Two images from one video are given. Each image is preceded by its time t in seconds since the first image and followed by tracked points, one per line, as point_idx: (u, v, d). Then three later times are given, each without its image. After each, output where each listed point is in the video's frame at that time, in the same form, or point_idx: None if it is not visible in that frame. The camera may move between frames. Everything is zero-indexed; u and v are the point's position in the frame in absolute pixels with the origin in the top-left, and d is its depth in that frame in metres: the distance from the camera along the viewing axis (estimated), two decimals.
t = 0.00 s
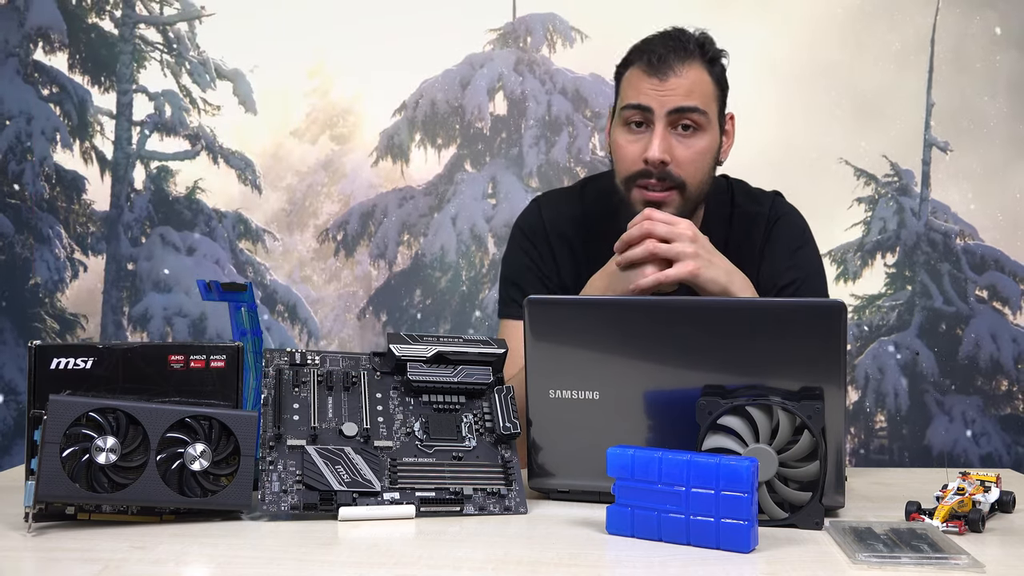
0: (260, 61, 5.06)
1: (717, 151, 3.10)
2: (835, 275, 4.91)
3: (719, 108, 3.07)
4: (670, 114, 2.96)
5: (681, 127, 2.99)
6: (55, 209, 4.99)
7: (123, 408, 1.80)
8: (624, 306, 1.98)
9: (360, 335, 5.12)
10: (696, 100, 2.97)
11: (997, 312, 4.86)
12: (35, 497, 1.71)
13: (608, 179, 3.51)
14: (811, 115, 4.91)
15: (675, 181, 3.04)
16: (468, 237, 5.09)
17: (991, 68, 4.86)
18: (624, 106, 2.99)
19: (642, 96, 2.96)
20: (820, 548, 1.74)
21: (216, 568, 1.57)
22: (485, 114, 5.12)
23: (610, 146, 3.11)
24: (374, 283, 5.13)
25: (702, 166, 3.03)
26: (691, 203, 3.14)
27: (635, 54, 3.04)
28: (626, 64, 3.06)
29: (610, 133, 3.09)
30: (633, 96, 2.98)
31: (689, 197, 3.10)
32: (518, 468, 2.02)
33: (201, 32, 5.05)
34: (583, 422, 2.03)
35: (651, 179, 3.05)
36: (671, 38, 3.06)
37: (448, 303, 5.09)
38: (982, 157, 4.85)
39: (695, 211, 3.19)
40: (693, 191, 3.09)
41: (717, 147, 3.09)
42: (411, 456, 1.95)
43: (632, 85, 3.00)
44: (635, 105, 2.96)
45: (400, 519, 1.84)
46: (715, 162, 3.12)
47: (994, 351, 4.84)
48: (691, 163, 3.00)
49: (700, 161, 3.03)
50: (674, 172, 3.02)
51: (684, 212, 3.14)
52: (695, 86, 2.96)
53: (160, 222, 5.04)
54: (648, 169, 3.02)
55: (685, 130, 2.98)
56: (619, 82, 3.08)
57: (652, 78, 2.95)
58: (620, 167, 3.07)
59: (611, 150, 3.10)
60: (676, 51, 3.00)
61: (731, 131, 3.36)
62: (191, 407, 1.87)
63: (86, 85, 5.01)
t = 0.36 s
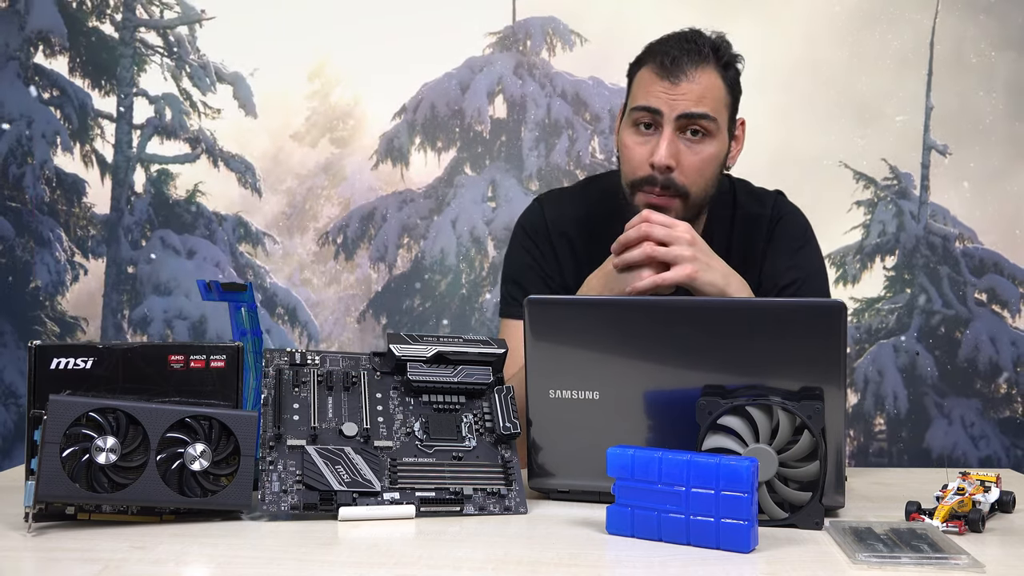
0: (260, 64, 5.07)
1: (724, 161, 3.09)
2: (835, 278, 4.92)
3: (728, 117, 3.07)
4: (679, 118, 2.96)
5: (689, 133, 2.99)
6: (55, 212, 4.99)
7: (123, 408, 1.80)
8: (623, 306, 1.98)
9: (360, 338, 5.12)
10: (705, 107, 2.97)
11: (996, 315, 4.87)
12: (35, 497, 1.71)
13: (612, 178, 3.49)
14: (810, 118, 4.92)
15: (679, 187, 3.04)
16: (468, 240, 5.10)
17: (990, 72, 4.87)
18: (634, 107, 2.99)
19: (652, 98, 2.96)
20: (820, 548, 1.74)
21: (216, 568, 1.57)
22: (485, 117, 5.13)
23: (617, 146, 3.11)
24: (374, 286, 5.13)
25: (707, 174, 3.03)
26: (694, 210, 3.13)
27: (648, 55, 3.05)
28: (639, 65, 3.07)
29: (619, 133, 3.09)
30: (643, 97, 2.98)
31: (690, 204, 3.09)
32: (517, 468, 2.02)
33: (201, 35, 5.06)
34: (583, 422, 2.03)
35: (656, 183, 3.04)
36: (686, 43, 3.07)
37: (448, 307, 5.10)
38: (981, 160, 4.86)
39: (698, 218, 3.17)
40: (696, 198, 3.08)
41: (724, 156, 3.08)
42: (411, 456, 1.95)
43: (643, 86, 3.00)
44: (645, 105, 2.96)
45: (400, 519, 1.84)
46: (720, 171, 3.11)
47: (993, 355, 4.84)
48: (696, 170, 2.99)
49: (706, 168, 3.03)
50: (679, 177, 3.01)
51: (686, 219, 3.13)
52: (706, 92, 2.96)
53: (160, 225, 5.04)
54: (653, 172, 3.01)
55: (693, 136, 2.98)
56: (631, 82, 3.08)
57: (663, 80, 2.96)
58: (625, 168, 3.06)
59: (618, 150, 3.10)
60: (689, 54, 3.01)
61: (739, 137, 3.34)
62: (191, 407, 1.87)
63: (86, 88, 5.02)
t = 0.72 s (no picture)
0: (260, 67, 5.08)
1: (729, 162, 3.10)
2: (834, 281, 4.93)
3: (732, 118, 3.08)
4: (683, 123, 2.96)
5: (694, 136, 2.99)
6: (56, 216, 4.99)
7: (123, 408, 1.80)
8: (623, 306, 1.98)
9: (360, 341, 5.13)
10: (709, 111, 2.98)
11: (995, 318, 4.87)
12: (35, 497, 1.71)
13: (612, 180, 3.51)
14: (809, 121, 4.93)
15: (685, 190, 3.04)
16: (468, 244, 5.10)
17: (989, 75, 4.88)
18: (638, 111, 3.00)
19: (655, 102, 2.97)
20: (820, 548, 1.74)
21: (216, 568, 1.57)
22: (485, 121, 5.13)
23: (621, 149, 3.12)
24: (374, 289, 5.13)
25: (712, 176, 3.03)
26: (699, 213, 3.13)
27: (651, 58, 3.05)
28: (642, 67, 3.07)
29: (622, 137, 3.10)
30: (646, 101, 2.99)
31: (696, 208, 3.09)
32: (517, 468, 2.02)
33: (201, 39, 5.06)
34: (583, 422, 2.03)
35: (660, 187, 3.04)
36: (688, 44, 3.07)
37: (448, 310, 5.10)
38: (980, 164, 4.86)
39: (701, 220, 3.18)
40: (702, 201, 3.09)
41: (728, 158, 3.08)
42: (411, 456, 1.95)
43: (645, 90, 3.01)
44: (648, 109, 2.97)
45: (400, 519, 1.84)
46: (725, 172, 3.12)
47: (992, 358, 4.84)
48: (702, 173, 3.00)
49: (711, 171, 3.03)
50: (685, 181, 3.02)
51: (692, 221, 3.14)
52: (709, 96, 2.97)
53: (160, 229, 5.05)
54: (658, 176, 3.02)
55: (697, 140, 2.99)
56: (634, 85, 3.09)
57: (666, 84, 2.97)
58: (630, 171, 3.07)
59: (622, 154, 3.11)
60: (693, 57, 3.01)
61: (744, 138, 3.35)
62: (191, 407, 1.87)
63: (86, 92, 5.03)
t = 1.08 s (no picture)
0: (261, 71, 5.08)
1: (728, 163, 3.10)
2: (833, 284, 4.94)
3: (731, 118, 3.08)
4: (683, 126, 2.96)
5: (694, 138, 2.99)
6: (57, 219, 5.00)
7: (123, 408, 1.80)
8: (623, 306, 1.99)
9: (359, 345, 5.13)
10: (710, 113, 2.98)
11: (995, 322, 4.87)
12: (35, 497, 1.71)
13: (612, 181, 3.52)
14: (807, 124, 4.95)
15: (686, 192, 3.04)
16: (467, 247, 5.11)
17: (988, 78, 4.89)
18: (638, 115, 3.00)
19: (654, 106, 2.97)
20: (820, 548, 1.74)
21: (216, 568, 1.57)
22: (484, 125, 5.15)
23: (621, 152, 3.12)
24: (373, 293, 5.14)
25: (712, 178, 3.04)
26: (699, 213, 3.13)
27: (650, 60, 3.05)
28: (641, 70, 3.07)
29: (622, 140, 3.10)
30: (645, 105, 2.98)
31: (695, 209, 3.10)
32: (517, 468, 2.02)
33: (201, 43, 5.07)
34: (583, 422, 2.04)
35: (661, 189, 3.05)
36: (687, 46, 3.06)
37: (448, 314, 5.10)
38: (979, 168, 4.87)
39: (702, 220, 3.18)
40: (702, 202, 3.09)
41: (727, 158, 3.09)
42: (411, 456, 1.95)
43: (646, 93, 3.00)
44: (648, 111, 2.97)
45: (399, 519, 1.84)
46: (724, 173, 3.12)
47: (991, 362, 4.84)
48: (702, 176, 3.01)
49: (711, 172, 3.04)
50: (686, 183, 3.02)
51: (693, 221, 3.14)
52: (709, 98, 2.97)
53: (160, 232, 5.05)
54: (659, 179, 3.02)
55: (698, 142, 2.99)
56: (633, 88, 3.08)
57: (666, 87, 2.96)
58: (630, 174, 3.07)
59: (622, 157, 3.11)
60: (692, 59, 3.01)
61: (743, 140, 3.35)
62: (191, 406, 1.87)
63: (86, 96, 5.04)
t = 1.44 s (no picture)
0: (260, 75, 5.09)
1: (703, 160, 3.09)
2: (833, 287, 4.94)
3: (694, 116, 3.08)
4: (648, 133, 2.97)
5: (661, 142, 3.00)
6: (57, 222, 5.00)
7: (123, 408, 1.80)
8: (623, 306, 1.99)
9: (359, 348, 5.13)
10: (670, 116, 2.98)
11: (994, 325, 4.87)
12: (35, 497, 1.71)
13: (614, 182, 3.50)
14: (807, 127, 4.95)
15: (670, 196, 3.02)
16: (467, 250, 5.11)
17: (987, 82, 4.89)
18: (603, 134, 3.02)
19: (616, 121, 2.98)
20: (820, 548, 1.74)
21: (216, 568, 1.57)
22: (484, 128, 5.16)
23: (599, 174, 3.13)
24: (373, 295, 5.14)
25: (691, 177, 3.03)
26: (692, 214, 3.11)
27: (601, 80, 3.06)
28: (596, 92, 3.09)
29: (597, 161, 3.11)
30: (608, 122, 3.00)
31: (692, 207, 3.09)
32: (517, 468, 2.02)
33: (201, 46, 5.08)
34: (583, 422, 2.04)
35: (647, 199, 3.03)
36: (629, 57, 3.08)
37: (447, 317, 5.10)
38: (979, 171, 4.87)
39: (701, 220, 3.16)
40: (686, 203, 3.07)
41: (700, 155, 3.08)
42: (411, 456, 1.96)
43: (603, 112, 3.03)
44: (614, 128, 2.99)
45: (399, 519, 1.84)
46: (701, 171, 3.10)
47: (990, 365, 4.84)
48: (680, 177, 2.99)
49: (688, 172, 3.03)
50: (667, 188, 3.01)
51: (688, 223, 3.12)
52: (665, 101, 2.98)
53: (160, 235, 5.06)
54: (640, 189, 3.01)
55: (665, 145, 2.99)
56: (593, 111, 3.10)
57: (622, 100, 2.98)
58: (613, 191, 3.07)
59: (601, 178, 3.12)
60: (638, 68, 3.03)
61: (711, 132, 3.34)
62: (190, 406, 1.87)
63: (86, 100, 5.04)
